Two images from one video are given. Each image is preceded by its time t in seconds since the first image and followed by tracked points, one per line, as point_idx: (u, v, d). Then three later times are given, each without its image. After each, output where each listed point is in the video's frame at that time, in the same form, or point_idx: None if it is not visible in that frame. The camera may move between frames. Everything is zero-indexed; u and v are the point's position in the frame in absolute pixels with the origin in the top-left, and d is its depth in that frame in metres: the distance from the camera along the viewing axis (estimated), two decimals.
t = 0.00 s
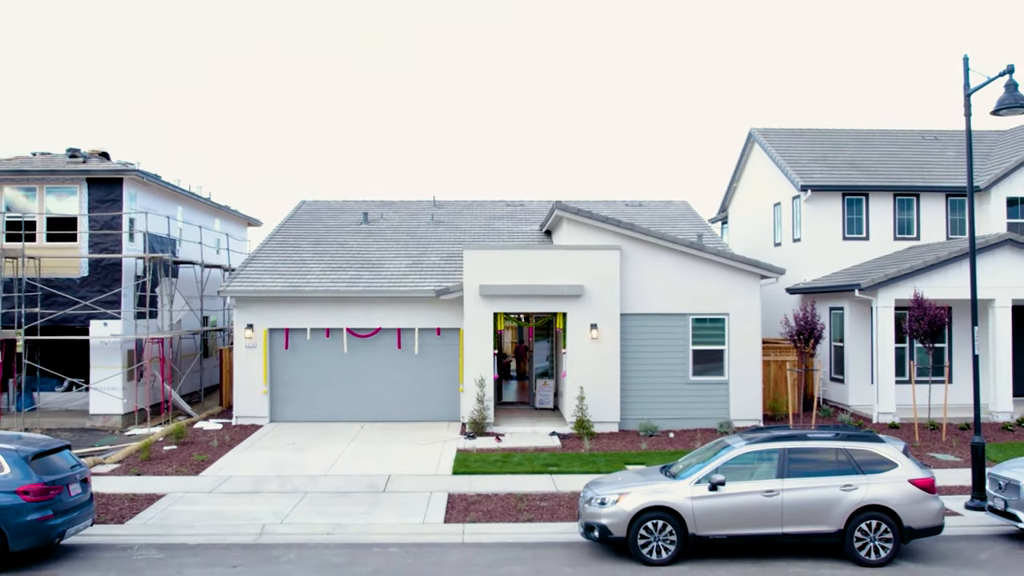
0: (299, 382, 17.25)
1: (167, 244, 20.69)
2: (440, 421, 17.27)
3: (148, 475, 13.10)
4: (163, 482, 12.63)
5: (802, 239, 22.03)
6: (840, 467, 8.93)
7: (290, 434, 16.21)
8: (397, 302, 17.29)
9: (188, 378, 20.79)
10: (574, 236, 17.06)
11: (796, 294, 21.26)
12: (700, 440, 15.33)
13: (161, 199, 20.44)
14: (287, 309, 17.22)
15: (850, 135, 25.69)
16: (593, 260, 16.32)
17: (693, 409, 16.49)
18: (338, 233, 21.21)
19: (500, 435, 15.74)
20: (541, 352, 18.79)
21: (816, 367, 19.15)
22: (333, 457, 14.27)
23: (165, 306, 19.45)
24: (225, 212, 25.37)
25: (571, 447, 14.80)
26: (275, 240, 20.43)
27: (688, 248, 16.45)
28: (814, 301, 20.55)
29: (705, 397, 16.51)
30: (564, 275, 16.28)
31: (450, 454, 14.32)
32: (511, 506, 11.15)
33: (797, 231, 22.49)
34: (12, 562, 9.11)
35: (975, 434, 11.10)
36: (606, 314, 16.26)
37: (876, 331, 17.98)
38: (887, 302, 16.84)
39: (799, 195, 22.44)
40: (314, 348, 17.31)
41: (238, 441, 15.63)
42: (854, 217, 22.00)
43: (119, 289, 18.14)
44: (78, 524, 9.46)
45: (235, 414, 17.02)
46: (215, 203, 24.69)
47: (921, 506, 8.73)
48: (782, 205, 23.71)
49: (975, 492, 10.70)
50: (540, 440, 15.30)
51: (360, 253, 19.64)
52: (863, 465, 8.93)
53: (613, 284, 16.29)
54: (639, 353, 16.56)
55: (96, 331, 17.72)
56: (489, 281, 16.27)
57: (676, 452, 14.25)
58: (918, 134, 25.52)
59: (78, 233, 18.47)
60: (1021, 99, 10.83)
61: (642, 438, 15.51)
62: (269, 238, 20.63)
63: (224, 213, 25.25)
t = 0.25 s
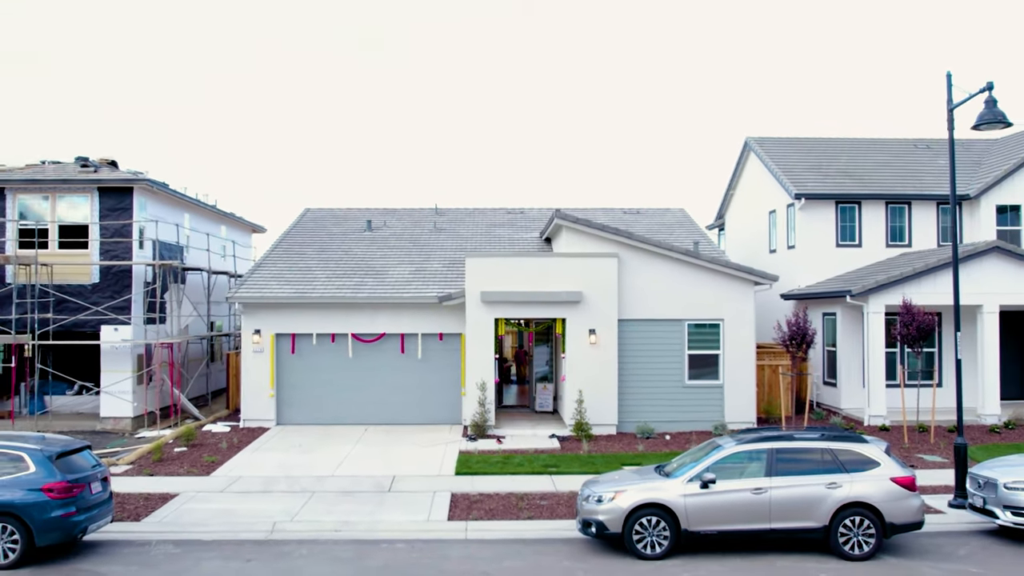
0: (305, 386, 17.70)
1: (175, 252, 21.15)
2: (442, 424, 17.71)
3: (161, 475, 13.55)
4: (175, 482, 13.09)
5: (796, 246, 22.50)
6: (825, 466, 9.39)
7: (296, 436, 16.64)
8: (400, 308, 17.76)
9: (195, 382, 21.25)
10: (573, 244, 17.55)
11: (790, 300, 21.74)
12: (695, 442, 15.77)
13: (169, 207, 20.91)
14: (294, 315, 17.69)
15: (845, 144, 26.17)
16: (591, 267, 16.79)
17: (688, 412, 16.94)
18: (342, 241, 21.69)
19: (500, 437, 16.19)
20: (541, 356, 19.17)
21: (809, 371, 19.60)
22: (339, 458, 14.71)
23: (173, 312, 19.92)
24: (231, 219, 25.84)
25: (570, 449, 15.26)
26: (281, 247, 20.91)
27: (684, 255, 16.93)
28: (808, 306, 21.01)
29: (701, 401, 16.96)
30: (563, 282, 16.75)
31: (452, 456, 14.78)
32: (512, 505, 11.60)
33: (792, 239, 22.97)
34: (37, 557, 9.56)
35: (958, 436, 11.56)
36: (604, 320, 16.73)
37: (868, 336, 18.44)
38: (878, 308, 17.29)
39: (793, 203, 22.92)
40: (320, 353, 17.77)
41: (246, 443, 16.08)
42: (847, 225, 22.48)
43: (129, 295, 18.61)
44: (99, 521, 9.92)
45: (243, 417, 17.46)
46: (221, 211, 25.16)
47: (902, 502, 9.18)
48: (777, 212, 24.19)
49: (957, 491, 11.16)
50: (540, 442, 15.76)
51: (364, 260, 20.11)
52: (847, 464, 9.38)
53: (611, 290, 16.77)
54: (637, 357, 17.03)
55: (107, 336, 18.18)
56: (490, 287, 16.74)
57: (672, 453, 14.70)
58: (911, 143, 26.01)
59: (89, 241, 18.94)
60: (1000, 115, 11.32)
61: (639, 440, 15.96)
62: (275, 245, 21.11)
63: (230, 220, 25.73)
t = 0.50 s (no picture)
0: (310, 388, 18.10)
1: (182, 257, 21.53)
2: (444, 425, 18.12)
3: (171, 475, 13.95)
4: (186, 481, 13.50)
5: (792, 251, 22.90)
6: (814, 464, 9.78)
7: (301, 437, 17.03)
8: (404, 312, 18.17)
9: (202, 384, 21.67)
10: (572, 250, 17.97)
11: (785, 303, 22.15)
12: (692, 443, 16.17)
13: (176, 213, 21.32)
14: (299, 319, 18.09)
15: (840, 150, 26.59)
16: (590, 272, 17.20)
17: (685, 414, 17.34)
18: (346, 246, 22.10)
19: (501, 438, 16.58)
20: (541, 359, 19.66)
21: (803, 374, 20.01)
22: (344, 458, 15.11)
23: (180, 316, 20.33)
24: (236, 225, 26.25)
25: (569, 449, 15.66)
26: (287, 252, 21.32)
27: (681, 260, 17.34)
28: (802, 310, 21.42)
29: (697, 403, 17.36)
30: (563, 286, 17.15)
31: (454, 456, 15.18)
32: (513, 503, 12.01)
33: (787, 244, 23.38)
34: (57, 551, 9.96)
35: (944, 436, 11.96)
36: (603, 324, 17.14)
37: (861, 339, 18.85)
38: (870, 312, 17.73)
39: (789, 208, 23.33)
40: (325, 356, 18.17)
41: (252, 444, 16.47)
42: (841, 230, 22.90)
43: (138, 300, 19.03)
44: (115, 517, 10.31)
45: (250, 419, 17.87)
46: (226, 216, 25.57)
47: (887, 499, 9.58)
48: (773, 218, 24.60)
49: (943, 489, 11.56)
50: (539, 443, 16.16)
51: (368, 265, 20.52)
52: (835, 463, 9.78)
53: (609, 295, 17.18)
54: (634, 360, 17.43)
55: (116, 339, 18.58)
56: (492, 292, 17.15)
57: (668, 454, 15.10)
58: (905, 149, 26.43)
59: (98, 247, 19.36)
60: (983, 127, 11.75)
61: (636, 441, 16.36)
62: (280, 250, 21.53)
63: (235, 225, 26.14)
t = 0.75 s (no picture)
0: (315, 389, 18.51)
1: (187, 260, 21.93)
2: (446, 426, 18.53)
3: (181, 473, 14.37)
4: (196, 479, 13.93)
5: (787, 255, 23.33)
6: (803, 462, 10.19)
7: (307, 438, 17.44)
8: (407, 315, 18.59)
9: (208, 386, 22.10)
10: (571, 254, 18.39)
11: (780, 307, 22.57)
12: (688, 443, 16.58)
13: (183, 218, 21.75)
14: (305, 322, 18.51)
15: (835, 155, 27.01)
16: (589, 276, 17.63)
17: (682, 415, 17.75)
18: (349, 250, 22.53)
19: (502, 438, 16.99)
20: (541, 362, 19.99)
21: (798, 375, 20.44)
22: (349, 458, 15.52)
23: (187, 319, 20.76)
24: (240, 229, 26.69)
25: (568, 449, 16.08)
26: (292, 256, 21.75)
27: (677, 265, 17.76)
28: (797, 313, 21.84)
29: (693, 404, 17.77)
30: (562, 290, 17.57)
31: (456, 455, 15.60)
32: (513, 500, 12.43)
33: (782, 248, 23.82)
34: (75, 545, 10.37)
35: (931, 435, 12.38)
36: (601, 326, 17.56)
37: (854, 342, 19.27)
38: (862, 315, 18.13)
39: (784, 213, 23.75)
40: (330, 358, 18.58)
41: (259, 444, 16.89)
42: (836, 235, 23.32)
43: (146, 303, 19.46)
44: (131, 513, 10.73)
45: (256, 419, 18.28)
46: (231, 220, 26.00)
47: (872, 495, 9.99)
48: (769, 222, 25.03)
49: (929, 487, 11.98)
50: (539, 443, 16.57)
51: (371, 269, 20.94)
52: (823, 460, 10.19)
53: (607, 299, 17.60)
54: (632, 362, 17.84)
55: (125, 341, 19.02)
56: (493, 295, 17.57)
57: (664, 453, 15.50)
58: (898, 155, 26.87)
59: (108, 251, 19.79)
60: (967, 137, 12.19)
61: (634, 441, 16.76)
62: (285, 254, 21.96)
63: (240, 229, 26.56)
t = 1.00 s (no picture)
0: (320, 390, 18.93)
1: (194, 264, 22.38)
2: (448, 426, 18.96)
3: (192, 472, 14.80)
4: (206, 477, 14.35)
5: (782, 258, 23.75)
6: (792, 459, 10.62)
7: (312, 437, 17.85)
8: (410, 318, 19.02)
9: (214, 387, 22.53)
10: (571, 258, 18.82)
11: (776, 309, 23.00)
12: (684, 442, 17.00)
13: (190, 222, 22.18)
14: (310, 324, 18.94)
15: (830, 160, 27.45)
16: (587, 279, 18.06)
17: (678, 414, 18.18)
18: (353, 253, 22.97)
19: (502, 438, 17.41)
20: (541, 363, 20.43)
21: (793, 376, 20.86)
22: (354, 456, 15.95)
23: (194, 321, 21.20)
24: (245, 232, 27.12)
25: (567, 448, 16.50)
26: (296, 259, 22.18)
27: (674, 269, 18.20)
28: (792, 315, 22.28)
29: (690, 404, 18.20)
30: (562, 293, 18.00)
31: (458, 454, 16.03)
32: (514, 496, 12.86)
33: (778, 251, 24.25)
34: (94, 539, 10.80)
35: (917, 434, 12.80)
36: (599, 329, 17.99)
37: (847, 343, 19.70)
38: (855, 317, 18.55)
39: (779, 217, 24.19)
40: (334, 359, 19.00)
41: (266, 443, 17.31)
42: (830, 239, 23.76)
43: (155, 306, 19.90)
44: (147, 508, 11.16)
45: (263, 419, 18.70)
46: (236, 224, 26.43)
47: (858, 491, 10.42)
48: (765, 226, 25.46)
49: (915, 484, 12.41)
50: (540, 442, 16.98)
51: (374, 272, 21.37)
52: (811, 457, 10.62)
53: (606, 302, 18.03)
54: (630, 363, 18.27)
55: (134, 343, 19.44)
56: (494, 298, 18.01)
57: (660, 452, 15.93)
58: (892, 160, 27.30)
59: (117, 255, 20.22)
60: (952, 146, 12.63)
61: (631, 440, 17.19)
62: (290, 257, 22.40)
63: (244, 232, 27.00)
